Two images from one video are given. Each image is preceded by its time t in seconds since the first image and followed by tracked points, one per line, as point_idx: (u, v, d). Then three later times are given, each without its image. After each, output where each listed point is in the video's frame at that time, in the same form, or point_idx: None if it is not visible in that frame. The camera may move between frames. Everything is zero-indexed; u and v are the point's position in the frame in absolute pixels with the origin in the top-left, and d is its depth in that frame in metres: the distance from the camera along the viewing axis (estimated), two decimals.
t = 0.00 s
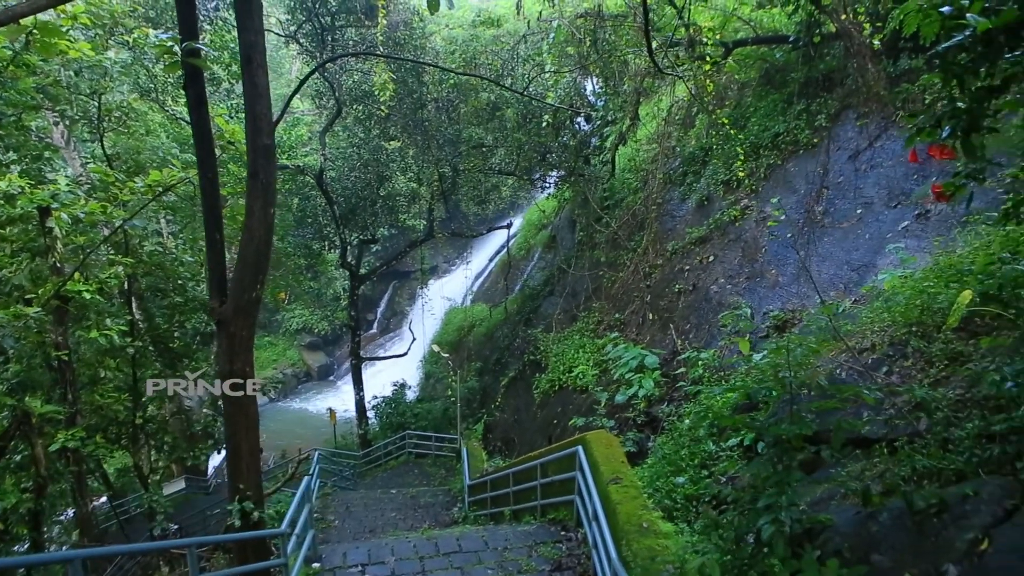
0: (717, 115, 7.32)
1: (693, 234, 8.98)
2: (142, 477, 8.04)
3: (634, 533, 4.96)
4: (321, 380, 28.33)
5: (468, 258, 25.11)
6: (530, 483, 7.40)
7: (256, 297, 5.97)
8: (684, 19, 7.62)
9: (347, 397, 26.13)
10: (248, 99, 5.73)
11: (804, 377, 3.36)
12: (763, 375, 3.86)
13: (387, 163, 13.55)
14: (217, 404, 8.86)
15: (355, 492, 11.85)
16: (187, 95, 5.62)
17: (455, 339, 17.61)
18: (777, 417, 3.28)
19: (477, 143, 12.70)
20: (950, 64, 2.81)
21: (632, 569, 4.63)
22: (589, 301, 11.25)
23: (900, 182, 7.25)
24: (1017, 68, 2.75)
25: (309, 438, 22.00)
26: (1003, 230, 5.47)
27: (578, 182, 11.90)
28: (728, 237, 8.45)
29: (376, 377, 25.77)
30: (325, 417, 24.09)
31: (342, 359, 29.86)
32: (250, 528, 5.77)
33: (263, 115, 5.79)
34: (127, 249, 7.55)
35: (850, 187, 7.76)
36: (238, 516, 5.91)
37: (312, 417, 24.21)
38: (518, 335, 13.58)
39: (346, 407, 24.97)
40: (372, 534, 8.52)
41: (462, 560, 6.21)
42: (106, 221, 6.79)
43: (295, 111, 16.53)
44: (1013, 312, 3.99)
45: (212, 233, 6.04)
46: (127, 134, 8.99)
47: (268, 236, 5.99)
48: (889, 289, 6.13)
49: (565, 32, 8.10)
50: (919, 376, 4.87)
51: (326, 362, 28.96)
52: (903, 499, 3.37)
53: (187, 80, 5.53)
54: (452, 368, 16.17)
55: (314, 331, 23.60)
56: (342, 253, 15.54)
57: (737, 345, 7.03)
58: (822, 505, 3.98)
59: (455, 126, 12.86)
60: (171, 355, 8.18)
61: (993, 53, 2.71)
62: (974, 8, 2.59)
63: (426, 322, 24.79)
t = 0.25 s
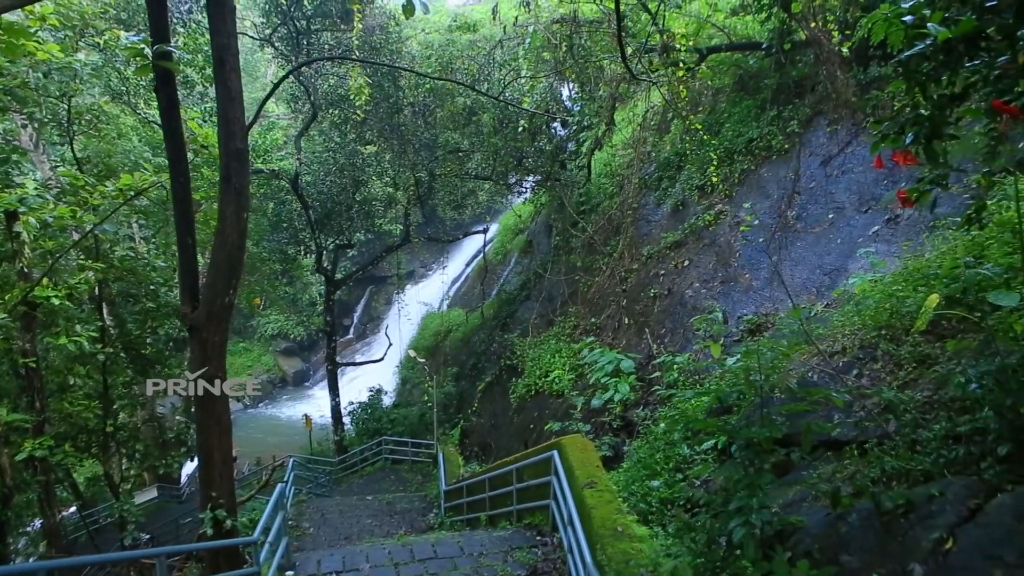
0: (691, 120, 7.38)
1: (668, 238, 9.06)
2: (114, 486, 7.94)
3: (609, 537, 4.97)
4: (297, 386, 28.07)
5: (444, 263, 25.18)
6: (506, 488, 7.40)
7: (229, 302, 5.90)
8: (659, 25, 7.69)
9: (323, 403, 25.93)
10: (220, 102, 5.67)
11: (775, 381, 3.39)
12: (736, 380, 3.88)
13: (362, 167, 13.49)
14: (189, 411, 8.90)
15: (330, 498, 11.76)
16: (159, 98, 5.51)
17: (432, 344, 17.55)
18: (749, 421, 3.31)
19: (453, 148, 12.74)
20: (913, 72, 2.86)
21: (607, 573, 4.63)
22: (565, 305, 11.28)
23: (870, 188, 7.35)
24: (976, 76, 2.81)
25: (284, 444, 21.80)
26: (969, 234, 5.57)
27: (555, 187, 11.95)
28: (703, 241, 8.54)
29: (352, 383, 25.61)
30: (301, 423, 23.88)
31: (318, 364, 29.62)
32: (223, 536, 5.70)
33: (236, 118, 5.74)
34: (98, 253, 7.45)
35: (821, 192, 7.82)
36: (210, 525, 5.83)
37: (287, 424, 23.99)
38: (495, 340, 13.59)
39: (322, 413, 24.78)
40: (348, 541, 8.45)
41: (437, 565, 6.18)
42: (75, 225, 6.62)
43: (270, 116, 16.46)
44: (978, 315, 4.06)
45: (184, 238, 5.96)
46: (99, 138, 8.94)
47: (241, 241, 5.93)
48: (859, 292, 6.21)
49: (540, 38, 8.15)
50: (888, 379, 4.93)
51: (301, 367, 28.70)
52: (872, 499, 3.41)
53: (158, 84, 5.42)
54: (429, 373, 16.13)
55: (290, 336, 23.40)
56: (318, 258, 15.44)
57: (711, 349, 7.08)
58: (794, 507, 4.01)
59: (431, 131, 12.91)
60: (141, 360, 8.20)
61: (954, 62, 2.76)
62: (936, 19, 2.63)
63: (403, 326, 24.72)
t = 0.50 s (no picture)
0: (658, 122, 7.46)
1: (638, 239, 9.14)
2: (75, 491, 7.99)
3: (578, 536, 4.97)
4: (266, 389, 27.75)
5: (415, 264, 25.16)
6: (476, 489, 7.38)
7: (195, 303, 5.82)
8: (629, 28, 7.78)
9: (293, 406, 25.69)
10: (186, 100, 5.59)
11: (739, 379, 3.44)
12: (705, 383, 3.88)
13: (333, 167, 13.33)
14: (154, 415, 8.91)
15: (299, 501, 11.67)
16: (122, 96, 5.42)
17: (403, 345, 17.51)
18: (713, 420, 3.35)
19: (423, 148, 12.76)
20: (871, 76, 2.94)
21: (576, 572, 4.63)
22: (536, 306, 11.32)
23: (835, 190, 7.47)
24: (934, 81, 2.87)
25: (252, 448, 21.54)
26: (929, 235, 5.69)
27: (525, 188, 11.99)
28: (672, 241, 8.63)
29: (322, 385, 25.41)
30: (270, 426, 23.62)
31: (288, 366, 29.31)
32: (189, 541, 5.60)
33: (202, 117, 5.67)
34: (60, 253, 7.32)
35: (788, 193, 7.93)
36: (175, 530, 5.73)
37: (256, 427, 23.70)
38: (465, 341, 13.59)
39: (292, 415, 24.55)
40: (317, 544, 8.38)
41: (406, 567, 6.15)
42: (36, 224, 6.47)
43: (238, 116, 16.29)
44: (937, 314, 4.13)
45: (149, 237, 5.86)
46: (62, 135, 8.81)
47: (207, 240, 5.85)
48: (825, 292, 6.30)
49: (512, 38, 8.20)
50: (852, 377, 5.01)
51: (270, 369, 28.34)
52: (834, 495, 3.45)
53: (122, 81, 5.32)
54: (399, 374, 16.08)
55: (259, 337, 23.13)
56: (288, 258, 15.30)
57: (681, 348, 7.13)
58: (760, 504, 4.06)
59: (401, 131, 12.91)
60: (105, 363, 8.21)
61: (910, 67, 2.84)
62: (894, 24, 2.71)
63: (374, 328, 24.62)
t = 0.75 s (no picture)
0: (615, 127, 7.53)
1: (597, 243, 9.22)
2: (18, 503, 7.89)
3: (535, 540, 4.96)
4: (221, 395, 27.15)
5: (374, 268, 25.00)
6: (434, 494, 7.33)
7: (145, 307, 5.67)
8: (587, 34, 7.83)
9: (249, 413, 25.23)
10: (137, 101, 5.47)
11: (694, 381, 3.49)
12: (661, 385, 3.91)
13: (293, 171, 13.23)
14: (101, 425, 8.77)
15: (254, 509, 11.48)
16: (69, 95, 5.25)
17: (362, 350, 17.32)
18: (667, 422, 3.37)
19: (383, 152, 12.73)
20: (818, 86, 3.05)
21: None
22: (495, 310, 11.32)
23: (789, 196, 7.62)
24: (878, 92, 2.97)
25: (206, 456, 21.07)
26: (877, 241, 5.86)
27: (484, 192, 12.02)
28: (630, 246, 8.74)
29: (278, 391, 24.99)
30: (225, 433, 23.13)
31: (244, 372, 28.73)
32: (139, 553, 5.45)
33: (154, 117, 5.54)
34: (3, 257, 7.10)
35: (743, 200, 8.07)
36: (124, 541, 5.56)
37: (210, 435, 23.18)
38: (424, 345, 13.55)
39: (247, 422, 24.09)
40: (273, 553, 8.24)
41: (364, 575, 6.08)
42: None
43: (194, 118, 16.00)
44: (883, 317, 4.25)
45: (97, 240, 5.69)
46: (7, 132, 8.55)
47: (159, 243, 5.72)
48: (779, 297, 6.40)
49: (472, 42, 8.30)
50: (803, 379, 5.12)
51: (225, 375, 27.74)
52: (786, 495, 3.52)
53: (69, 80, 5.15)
54: (357, 378, 15.92)
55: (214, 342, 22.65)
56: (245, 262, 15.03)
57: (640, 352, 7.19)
58: (714, 505, 4.12)
59: (361, 134, 12.85)
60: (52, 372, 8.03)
61: (855, 78, 2.96)
62: (839, 36, 2.84)
63: (333, 333, 24.35)
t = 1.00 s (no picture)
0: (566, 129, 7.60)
1: (553, 245, 9.28)
2: None
3: (494, 541, 4.97)
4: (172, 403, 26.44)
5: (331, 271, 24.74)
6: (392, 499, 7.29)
7: (90, 315, 5.51)
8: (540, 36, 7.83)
9: (202, 421, 24.65)
10: (79, 103, 5.31)
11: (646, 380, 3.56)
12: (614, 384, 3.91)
13: (244, 173, 12.90)
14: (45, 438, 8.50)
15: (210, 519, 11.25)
16: (5, 96, 5.06)
17: (318, 354, 17.11)
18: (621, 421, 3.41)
19: (338, 154, 12.64)
20: (761, 88, 3.05)
21: None
22: (452, 312, 11.31)
23: (740, 196, 7.79)
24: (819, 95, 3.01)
25: (157, 467, 20.51)
26: (824, 240, 6.03)
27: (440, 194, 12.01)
28: (586, 246, 8.82)
29: (232, 398, 24.49)
30: (177, 442, 22.55)
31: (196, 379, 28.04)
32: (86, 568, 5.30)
33: (98, 120, 5.38)
34: None
35: (696, 200, 8.21)
36: (69, 556, 5.40)
37: (162, 445, 22.56)
38: (381, 349, 13.46)
39: (200, 431, 23.53)
40: (228, 562, 8.09)
41: None
42: None
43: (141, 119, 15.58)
44: (831, 314, 4.39)
45: (38, 247, 5.50)
46: None
47: (105, 249, 5.55)
48: (731, 295, 6.50)
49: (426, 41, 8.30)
50: (755, 376, 5.24)
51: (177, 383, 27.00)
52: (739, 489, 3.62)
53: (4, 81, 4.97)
54: (313, 384, 15.73)
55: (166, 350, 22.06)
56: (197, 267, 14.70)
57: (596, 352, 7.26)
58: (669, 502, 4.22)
59: (315, 137, 12.73)
60: None
61: (796, 81, 2.97)
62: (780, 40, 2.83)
63: (290, 338, 23.98)
